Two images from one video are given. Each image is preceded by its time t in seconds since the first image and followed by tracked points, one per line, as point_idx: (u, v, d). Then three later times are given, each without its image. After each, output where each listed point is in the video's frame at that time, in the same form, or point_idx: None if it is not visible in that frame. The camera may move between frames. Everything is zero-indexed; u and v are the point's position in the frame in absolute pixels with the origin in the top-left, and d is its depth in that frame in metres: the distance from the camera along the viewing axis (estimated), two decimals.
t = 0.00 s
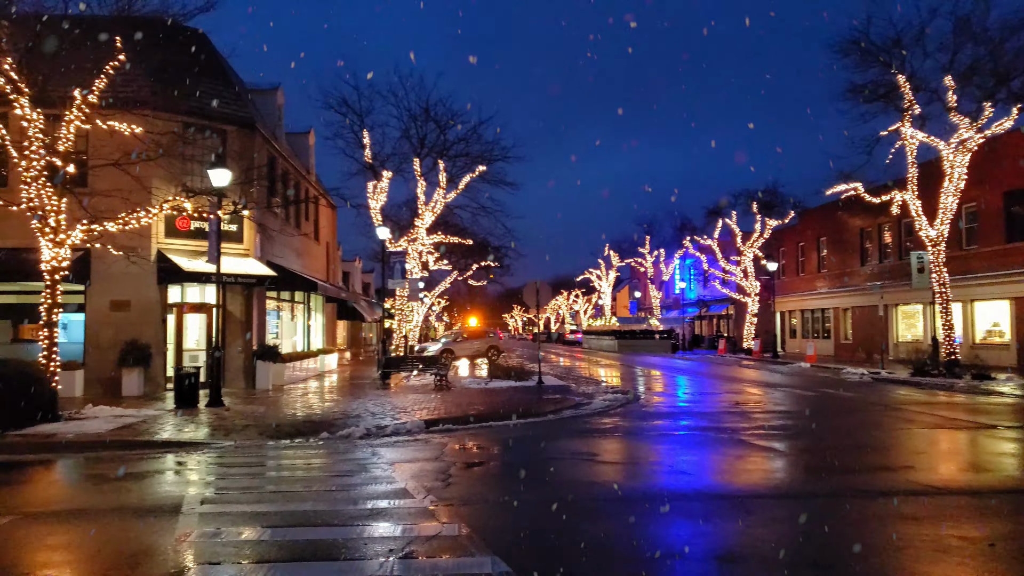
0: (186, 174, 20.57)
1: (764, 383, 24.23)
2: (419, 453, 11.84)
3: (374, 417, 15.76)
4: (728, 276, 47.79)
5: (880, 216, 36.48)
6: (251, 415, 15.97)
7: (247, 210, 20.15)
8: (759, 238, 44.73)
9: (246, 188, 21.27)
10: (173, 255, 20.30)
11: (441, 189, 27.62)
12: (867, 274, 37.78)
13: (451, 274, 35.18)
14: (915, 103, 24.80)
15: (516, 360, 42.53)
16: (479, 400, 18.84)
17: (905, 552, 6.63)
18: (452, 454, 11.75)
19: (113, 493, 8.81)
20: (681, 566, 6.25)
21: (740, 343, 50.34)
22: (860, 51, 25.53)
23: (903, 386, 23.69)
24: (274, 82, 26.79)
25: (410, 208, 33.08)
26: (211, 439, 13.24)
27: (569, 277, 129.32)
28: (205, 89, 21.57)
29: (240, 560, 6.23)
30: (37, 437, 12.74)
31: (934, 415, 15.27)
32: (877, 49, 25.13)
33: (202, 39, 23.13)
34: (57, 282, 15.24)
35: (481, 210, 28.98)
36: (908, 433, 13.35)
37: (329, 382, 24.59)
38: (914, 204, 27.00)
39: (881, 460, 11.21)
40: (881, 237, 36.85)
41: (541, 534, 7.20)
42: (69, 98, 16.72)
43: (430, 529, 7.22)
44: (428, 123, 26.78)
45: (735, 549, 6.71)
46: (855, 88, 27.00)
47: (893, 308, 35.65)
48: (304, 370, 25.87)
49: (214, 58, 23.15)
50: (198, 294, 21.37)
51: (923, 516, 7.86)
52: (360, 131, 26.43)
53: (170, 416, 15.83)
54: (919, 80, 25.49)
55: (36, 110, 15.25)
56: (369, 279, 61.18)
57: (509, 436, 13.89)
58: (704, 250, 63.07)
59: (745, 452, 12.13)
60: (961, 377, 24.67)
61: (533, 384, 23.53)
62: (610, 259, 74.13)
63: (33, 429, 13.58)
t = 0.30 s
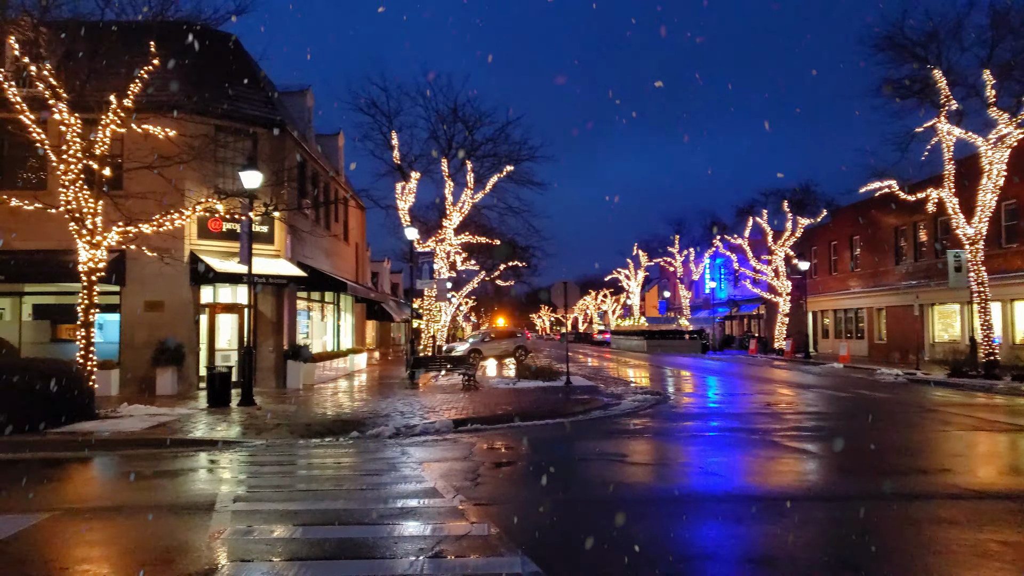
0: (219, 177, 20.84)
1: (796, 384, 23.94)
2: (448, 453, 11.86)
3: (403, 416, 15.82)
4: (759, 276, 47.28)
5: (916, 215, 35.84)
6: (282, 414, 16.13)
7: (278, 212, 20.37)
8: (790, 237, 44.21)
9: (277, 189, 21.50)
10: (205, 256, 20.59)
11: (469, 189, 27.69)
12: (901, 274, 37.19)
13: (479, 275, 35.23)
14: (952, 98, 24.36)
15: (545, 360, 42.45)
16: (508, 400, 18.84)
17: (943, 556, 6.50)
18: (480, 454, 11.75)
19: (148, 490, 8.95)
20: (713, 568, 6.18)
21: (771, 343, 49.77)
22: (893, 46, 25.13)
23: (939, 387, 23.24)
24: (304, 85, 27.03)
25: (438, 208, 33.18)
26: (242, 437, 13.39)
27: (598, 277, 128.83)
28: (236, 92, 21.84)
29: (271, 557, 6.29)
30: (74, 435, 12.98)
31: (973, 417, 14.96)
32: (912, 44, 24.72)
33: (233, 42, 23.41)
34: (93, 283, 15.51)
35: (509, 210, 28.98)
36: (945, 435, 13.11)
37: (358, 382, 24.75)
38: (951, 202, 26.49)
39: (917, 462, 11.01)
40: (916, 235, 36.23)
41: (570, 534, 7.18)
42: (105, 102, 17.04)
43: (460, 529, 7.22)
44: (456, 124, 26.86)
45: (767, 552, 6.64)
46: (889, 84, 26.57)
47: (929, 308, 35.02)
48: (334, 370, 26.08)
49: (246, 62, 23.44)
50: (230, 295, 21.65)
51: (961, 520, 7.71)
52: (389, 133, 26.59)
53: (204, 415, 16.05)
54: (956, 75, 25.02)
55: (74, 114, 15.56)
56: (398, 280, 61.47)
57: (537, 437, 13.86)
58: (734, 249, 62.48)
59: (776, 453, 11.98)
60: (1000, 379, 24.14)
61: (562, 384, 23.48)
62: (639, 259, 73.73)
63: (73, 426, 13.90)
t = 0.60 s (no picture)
0: (254, 179, 21.12)
1: (832, 385, 23.58)
2: (480, 453, 11.87)
3: (435, 416, 15.89)
4: (794, 275, 46.66)
5: (957, 212, 35.09)
6: (316, 413, 16.30)
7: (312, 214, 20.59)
8: (826, 236, 43.55)
9: (311, 191, 21.74)
10: (241, 258, 20.90)
11: (500, 189, 27.72)
12: (941, 273, 36.46)
13: (510, 275, 35.24)
14: (995, 93, 23.81)
15: (576, 360, 42.27)
16: (539, 400, 18.81)
17: (986, 563, 6.33)
18: (512, 454, 11.73)
19: (186, 487, 9.09)
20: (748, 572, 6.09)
21: (807, 344, 49.10)
22: (934, 40, 24.63)
23: (981, 389, 22.73)
24: (336, 87, 27.29)
25: (469, 208, 33.25)
26: (277, 436, 13.54)
27: (630, 277, 128.10)
28: (271, 96, 22.10)
29: (306, 555, 6.35)
30: (114, 432, 13.23)
31: (1016, 420, 14.59)
32: (953, 37, 24.20)
33: (268, 46, 23.71)
34: (133, 284, 15.80)
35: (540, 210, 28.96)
36: (987, 438, 12.80)
37: (391, 381, 24.91)
38: (994, 199, 25.88)
39: (958, 466, 10.77)
40: (957, 233, 35.48)
41: (601, 535, 7.14)
42: (144, 106, 17.35)
43: (492, 528, 7.21)
44: (487, 124, 26.90)
45: (803, 555, 6.53)
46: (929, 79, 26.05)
47: (970, 308, 34.26)
48: (367, 370, 26.27)
49: (279, 65, 23.70)
50: (265, 295, 21.91)
51: (1004, 525, 7.53)
52: (421, 134, 26.72)
53: (239, 414, 16.26)
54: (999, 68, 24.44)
55: (114, 119, 15.87)
56: (429, 280, 61.69)
57: (569, 437, 13.81)
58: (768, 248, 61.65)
59: (812, 455, 11.79)
60: None
61: (594, 385, 23.40)
62: (671, 258, 73.15)
63: (114, 424, 14.21)
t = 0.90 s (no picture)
0: (285, 181, 21.33)
1: (867, 386, 23.22)
2: (509, 453, 11.86)
3: (464, 415, 15.93)
4: (827, 274, 45.98)
5: (997, 209, 34.33)
6: (347, 413, 16.41)
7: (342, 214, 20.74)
8: (861, 234, 42.85)
9: (341, 192, 21.91)
10: (273, 258, 21.14)
11: (528, 189, 27.69)
12: (981, 271, 35.72)
13: (538, 274, 35.18)
14: None
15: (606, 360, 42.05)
16: (568, 400, 18.76)
17: None
18: (541, 454, 11.70)
19: (220, 485, 9.20)
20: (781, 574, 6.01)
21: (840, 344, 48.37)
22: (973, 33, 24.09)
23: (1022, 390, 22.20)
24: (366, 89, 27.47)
25: (498, 208, 33.26)
26: (309, 435, 13.67)
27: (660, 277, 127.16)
28: (303, 98, 22.31)
29: (337, 553, 6.38)
30: (149, 431, 13.44)
31: None
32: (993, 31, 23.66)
33: (299, 49, 23.95)
34: (168, 284, 16.07)
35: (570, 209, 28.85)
36: None
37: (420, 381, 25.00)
38: None
39: (997, 469, 10.51)
40: (997, 231, 34.73)
41: (632, 536, 7.10)
42: (178, 109, 17.60)
43: (522, 528, 7.19)
44: (515, 124, 26.88)
45: (838, 559, 6.43)
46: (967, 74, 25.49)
47: (1011, 307, 33.52)
48: (397, 369, 26.39)
49: (310, 67, 23.92)
50: (297, 295, 22.14)
51: None
52: (449, 134, 26.77)
53: (271, 412, 16.43)
54: None
55: (150, 123, 16.14)
56: (457, 280, 61.79)
57: (598, 438, 13.74)
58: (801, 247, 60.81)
59: (847, 457, 11.61)
60: None
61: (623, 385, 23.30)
62: (702, 257, 72.49)
63: (151, 422, 14.46)
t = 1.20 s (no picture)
0: (320, 182, 21.53)
1: (907, 387, 22.79)
2: (542, 453, 11.82)
3: (497, 415, 15.93)
4: (866, 273, 45.14)
5: None
6: (381, 412, 16.49)
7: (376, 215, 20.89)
8: (900, 232, 41.95)
9: (374, 193, 22.06)
10: (308, 259, 21.36)
11: (560, 189, 27.62)
12: None
13: (571, 274, 35.06)
14: None
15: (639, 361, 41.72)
16: (600, 401, 18.65)
17: None
18: (575, 455, 11.64)
19: (257, 482, 9.31)
20: None
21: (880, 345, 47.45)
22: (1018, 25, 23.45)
23: None
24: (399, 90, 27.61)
25: (530, 208, 33.19)
26: (343, 433, 13.78)
27: (695, 276, 125.98)
28: (337, 99, 22.51)
29: (371, 551, 6.40)
30: (188, 428, 13.65)
31: None
32: None
33: (333, 52, 24.17)
34: (206, 285, 16.31)
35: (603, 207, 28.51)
36: None
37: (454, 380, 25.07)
38: None
39: None
40: None
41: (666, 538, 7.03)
42: (215, 113, 17.87)
43: (556, 529, 7.16)
44: (547, 123, 26.80)
45: (879, 563, 6.29)
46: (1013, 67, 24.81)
47: None
48: (429, 369, 26.49)
49: (344, 69, 24.11)
50: (332, 295, 22.33)
51: None
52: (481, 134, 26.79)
53: (307, 411, 16.60)
54: None
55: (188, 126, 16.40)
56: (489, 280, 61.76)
57: (631, 438, 13.62)
58: (839, 246, 59.70)
59: (887, 460, 11.39)
60: None
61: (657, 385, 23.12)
62: (737, 256, 71.60)
63: (190, 421, 14.69)
